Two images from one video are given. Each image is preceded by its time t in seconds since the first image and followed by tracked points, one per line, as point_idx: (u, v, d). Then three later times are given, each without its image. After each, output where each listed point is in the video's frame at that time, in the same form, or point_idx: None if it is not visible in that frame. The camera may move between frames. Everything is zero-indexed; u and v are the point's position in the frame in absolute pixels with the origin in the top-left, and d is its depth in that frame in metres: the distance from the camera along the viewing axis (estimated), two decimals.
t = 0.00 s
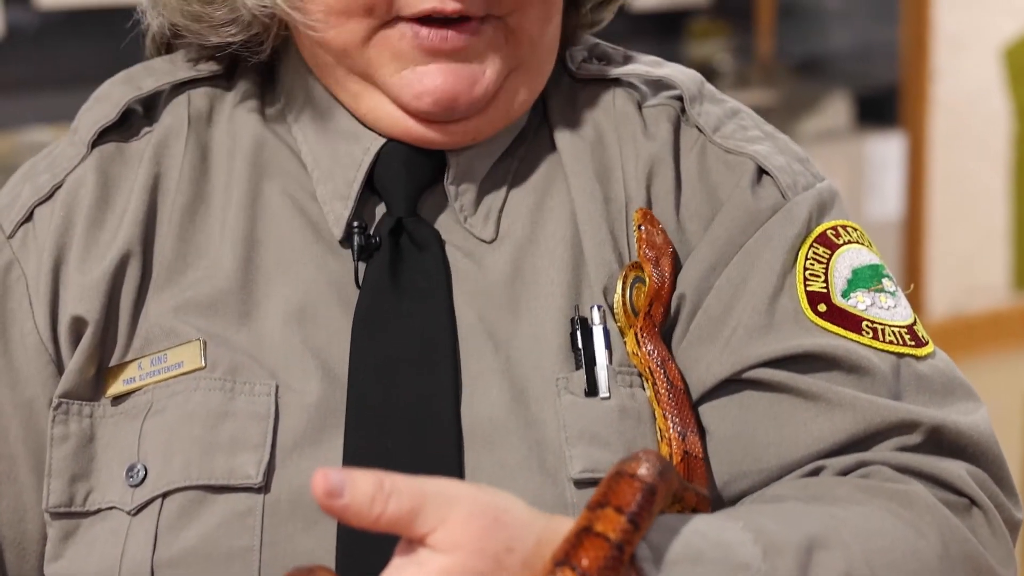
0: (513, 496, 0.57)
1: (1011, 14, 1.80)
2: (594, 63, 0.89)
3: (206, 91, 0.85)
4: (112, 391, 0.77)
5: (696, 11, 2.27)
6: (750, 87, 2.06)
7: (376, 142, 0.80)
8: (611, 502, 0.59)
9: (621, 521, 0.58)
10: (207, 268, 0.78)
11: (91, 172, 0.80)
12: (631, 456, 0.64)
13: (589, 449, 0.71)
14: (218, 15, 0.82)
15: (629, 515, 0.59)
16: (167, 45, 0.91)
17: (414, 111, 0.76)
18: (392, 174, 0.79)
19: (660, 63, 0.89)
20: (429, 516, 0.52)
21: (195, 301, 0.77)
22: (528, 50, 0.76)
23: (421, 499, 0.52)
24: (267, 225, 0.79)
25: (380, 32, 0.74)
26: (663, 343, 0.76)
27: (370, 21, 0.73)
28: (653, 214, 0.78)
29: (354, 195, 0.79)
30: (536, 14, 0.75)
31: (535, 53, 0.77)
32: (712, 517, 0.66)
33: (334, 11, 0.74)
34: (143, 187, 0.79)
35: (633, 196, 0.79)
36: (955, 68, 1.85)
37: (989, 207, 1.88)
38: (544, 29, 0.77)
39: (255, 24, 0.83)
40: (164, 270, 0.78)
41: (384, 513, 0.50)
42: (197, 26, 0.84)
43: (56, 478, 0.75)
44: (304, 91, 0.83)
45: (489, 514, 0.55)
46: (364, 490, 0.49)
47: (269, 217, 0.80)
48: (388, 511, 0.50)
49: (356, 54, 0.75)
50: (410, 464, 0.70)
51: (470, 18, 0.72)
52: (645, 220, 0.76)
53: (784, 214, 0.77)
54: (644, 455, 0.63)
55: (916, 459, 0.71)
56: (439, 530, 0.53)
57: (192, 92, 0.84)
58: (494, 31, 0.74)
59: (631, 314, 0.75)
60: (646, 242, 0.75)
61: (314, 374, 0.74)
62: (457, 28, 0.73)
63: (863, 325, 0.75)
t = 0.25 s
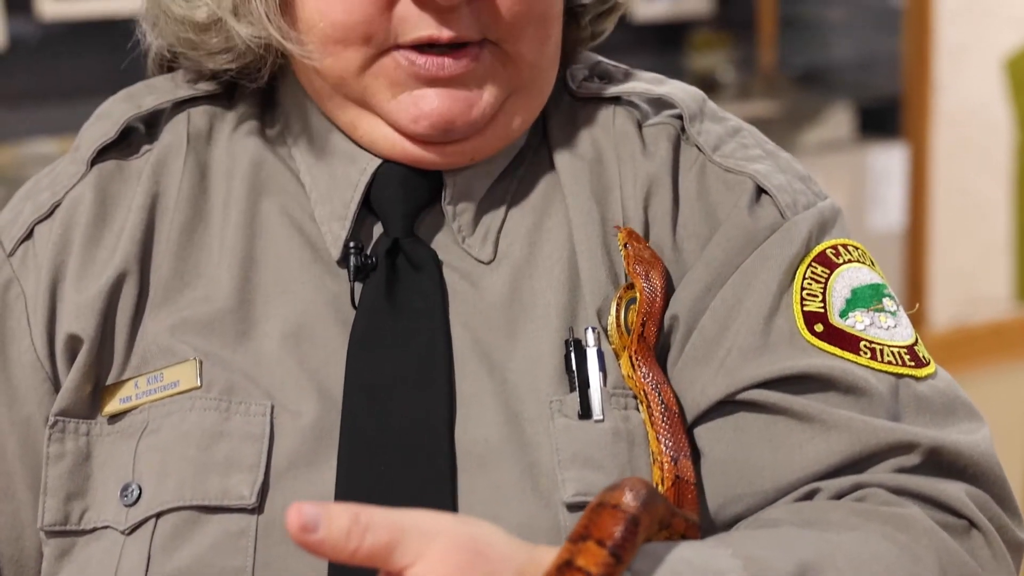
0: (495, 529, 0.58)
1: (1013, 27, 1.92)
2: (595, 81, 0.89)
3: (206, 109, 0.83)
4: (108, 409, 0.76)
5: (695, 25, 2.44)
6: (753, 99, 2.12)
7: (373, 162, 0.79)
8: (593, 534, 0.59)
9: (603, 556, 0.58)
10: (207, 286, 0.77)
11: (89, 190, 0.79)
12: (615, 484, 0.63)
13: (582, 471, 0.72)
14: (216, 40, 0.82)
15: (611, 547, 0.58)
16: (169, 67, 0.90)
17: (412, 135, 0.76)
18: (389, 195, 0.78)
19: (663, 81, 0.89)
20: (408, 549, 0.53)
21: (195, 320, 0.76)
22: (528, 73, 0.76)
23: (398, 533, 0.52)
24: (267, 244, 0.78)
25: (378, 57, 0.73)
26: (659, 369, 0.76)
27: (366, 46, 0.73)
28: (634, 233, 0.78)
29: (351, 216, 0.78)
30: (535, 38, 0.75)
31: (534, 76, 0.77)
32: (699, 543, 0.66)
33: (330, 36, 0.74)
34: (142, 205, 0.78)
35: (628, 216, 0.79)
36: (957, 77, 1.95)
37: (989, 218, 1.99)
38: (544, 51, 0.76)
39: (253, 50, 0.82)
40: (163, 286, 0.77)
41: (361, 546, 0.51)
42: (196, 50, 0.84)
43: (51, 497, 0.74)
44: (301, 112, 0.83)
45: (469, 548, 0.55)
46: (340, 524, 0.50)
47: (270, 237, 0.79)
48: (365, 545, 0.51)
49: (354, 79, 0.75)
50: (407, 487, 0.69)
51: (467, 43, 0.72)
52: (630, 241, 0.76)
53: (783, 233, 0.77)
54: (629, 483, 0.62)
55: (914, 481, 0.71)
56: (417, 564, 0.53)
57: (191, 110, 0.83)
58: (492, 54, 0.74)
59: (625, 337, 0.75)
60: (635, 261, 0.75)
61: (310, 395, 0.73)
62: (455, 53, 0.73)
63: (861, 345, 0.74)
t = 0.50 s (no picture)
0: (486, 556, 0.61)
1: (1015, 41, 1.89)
2: (594, 105, 0.89)
3: (204, 137, 0.82)
4: (105, 438, 0.75)
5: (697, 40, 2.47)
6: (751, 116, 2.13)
7: (373, 191, 0.79)
8: (581, 561, 0.60)
9: None
10: (205, 313, 0.77)
11: (86, 220, 0.78)
12: (608, 510, 0.64)
13: (577, 501, 0.71)
14: (220, 78, 0.80)
15: None
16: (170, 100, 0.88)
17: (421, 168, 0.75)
18: (388, 223, 0.78)
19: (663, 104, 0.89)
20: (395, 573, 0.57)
21: (195, 349, 0.75)
22: (535, 105, 0.76)
23: (386, 561, 0.56)
24: (264, 271, 0.78)
25: (387, 91, 0.72)
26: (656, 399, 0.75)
27: (376, 80, 0.72)
28: (635, 257, 0.77)
29: (352, 243, 0.78)
30: (542, 67, 0.74)
31: (541, 104, 0.76)
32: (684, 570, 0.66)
33: (339, 71, 0.72)
34: (138, 234, 0.77)
35: (625, 241, 0.79)
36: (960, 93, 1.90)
37: (992, 233, 1.95)
38: (551, 79, 0.76)
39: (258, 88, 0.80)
40: (161, 312, 0.76)
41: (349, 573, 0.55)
42: (198, 86, 0.82)
43: (47, 527, 0.73)
44: (296, 134, 0.82)
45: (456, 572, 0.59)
46: (326, 553, 0.54)
47: (267, 264, 0.78)
48: (353, 571, 0.55)
49: (362, 114, 0.74)
50: (403, 518, 0.69)
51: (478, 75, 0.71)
52: (629, 264, 0.76)
53: (781, 258, 0.77)
54: (619, 509, 0.63)
55: (911, 508, 0.71)
56: None
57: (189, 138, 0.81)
58: (501, 84, 0.73)
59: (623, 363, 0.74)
60: (633, 286, 0.75)
61: (306, 426, 0.73)
62: (467, 88, 0.72)
63: (859, 372, 0.74)
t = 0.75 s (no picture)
0: None
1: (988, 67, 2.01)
2: (586, 136, 0.95)
3: (224, 168, 0.88)
4: (135, 447, 0.81)
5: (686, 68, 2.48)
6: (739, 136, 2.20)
7: (384, 221, 0.85)
8: None
9: None
10: (226, 334, 0.82)
11: (116, 245, 0.83)
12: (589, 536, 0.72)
13: (569, 509, 0.77)
14: (245, 118, 0.85)
15: None
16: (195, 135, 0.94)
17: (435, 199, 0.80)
18: (397, 250, 0.84)
19: (651, 134, 0.96)
20: None
21: (217, 367, 0.81)
22: (539, 139, 0.82)
23: None
24: (280, 296, 0.84)
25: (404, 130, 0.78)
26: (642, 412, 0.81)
27: (393, 121, 0.78)
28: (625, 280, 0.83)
29: (365, 268, 0.84)
30: (546, 105, 0.80)
31: (544, 138, 0.83)
32: None
33: (359, 112, 0.78)
34: (164, 260, 0.83)
35: (614, 265, 0.85)
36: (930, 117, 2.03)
37: (961, 253, 2.09)
38: (554, 116, 0.82)
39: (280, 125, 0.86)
40: (186, 331, 0.82)
41: None
42: (225, 125, 0.87)
43: (82, 529, 0.79)
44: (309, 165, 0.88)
45: None
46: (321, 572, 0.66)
47: (283, 289, 0.84)
48: None
49: (380, 151, 0.80)
50: (408, 523, 0.76)
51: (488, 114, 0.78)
52: (618, 288, 0.81)
53: (759, 279, 0.83)
54: (598, 535, 0.71)
55: (877, 516, 0.77)
56: None
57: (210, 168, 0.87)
58: (508, 121, 0.79)
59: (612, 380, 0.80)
60: (621, 310, 0.80)
61: (320, 438, 0.79)
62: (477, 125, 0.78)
63: (831, 386, 0.80)
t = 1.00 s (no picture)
0: (468, 541, 0.84)
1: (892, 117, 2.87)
2: (568, 175, 1.16)
3: (278, 204, 1.10)
4: (208, 427, 1.00)
5: (656, 115, 3.00)
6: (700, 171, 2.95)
7: (404, 244, 1.05)
8: (538, 546, 0.85)
9: (544, 564, 0.83)
10: (279, 338, 1.02)
11: (190, 265, 1.03)
12: (559, 505, 0.90)
13: (557, 478, 0.96)
14: (294, 163, 1.07)
15: (553, 556, 0.84)
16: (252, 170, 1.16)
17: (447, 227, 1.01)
18: (418, 270, 1.04)
19: (621, 173, 1.17)
20: (402, 554, 0.79)
21: (274, 363, 1.00)
22: (529, 178, 1.02)
23: (393, 544, 0.78)
24: (322, 308, 1.04)
25: (422, 175, 0.98)
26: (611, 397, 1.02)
27: (413, 168, 0.98)
28: (599, 293, 1.04)
29: (389, 285, 1.04)
30: (534, 154, 1.01)
31: (533, 178, 1.03)
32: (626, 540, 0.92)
33: (386, 161, 0.98)
34: (230, 279, 1.02)
35: (592, 280, 1.05)
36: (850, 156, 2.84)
37: (878, 251, 2.96)
38: (541, 161, 1.03)
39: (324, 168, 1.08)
40: (246, 335, 1.01)
41: (368, 550, 0.77)
42: (278, 169, 1.09)
43: (165, 492, 0.98)
44: (346, 203, 1.09)
45: (446, 555, 0.81)
46: (348, 534, 0.76)
47: (324, 302, 1.04)
48: (370, 549, 0.77)
49: (403, 191, 1.00)
50: (430, 485, 0.95)
51: (489, 162, 0.98)
52: (594, 299, 1.02)
53: (707, 291, 1.04)
54: (571, 503, 0.89)
55: (802, 481, 0.97)
56: (407, 565, 0.79)
57: (265, 204, 1.09)
58: (505, 167, 1.00)
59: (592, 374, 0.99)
60: (598, 317, 1.01)
61: (357, 421, 0.98)
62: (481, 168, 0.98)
63: (765, 375, 1.00)
